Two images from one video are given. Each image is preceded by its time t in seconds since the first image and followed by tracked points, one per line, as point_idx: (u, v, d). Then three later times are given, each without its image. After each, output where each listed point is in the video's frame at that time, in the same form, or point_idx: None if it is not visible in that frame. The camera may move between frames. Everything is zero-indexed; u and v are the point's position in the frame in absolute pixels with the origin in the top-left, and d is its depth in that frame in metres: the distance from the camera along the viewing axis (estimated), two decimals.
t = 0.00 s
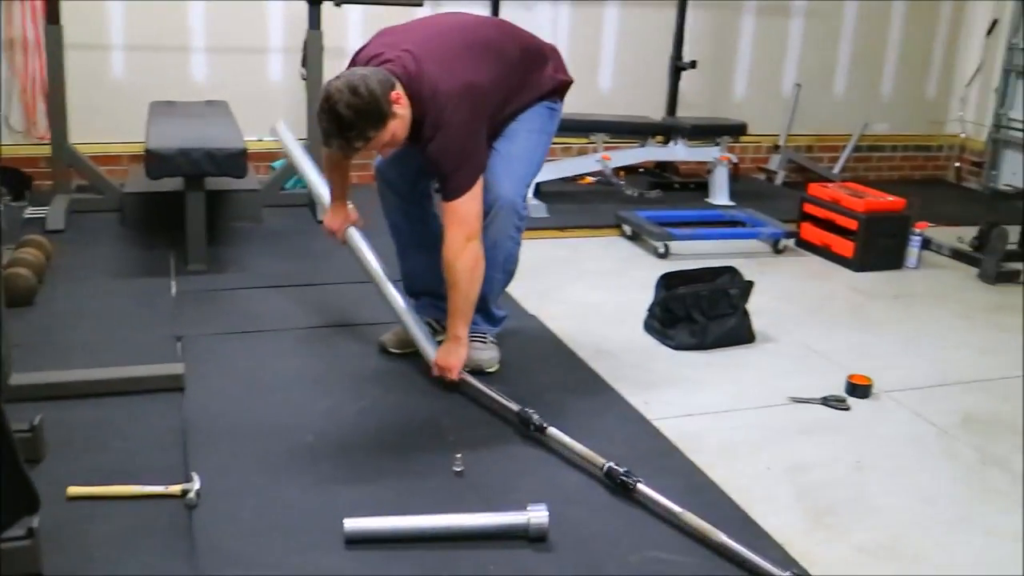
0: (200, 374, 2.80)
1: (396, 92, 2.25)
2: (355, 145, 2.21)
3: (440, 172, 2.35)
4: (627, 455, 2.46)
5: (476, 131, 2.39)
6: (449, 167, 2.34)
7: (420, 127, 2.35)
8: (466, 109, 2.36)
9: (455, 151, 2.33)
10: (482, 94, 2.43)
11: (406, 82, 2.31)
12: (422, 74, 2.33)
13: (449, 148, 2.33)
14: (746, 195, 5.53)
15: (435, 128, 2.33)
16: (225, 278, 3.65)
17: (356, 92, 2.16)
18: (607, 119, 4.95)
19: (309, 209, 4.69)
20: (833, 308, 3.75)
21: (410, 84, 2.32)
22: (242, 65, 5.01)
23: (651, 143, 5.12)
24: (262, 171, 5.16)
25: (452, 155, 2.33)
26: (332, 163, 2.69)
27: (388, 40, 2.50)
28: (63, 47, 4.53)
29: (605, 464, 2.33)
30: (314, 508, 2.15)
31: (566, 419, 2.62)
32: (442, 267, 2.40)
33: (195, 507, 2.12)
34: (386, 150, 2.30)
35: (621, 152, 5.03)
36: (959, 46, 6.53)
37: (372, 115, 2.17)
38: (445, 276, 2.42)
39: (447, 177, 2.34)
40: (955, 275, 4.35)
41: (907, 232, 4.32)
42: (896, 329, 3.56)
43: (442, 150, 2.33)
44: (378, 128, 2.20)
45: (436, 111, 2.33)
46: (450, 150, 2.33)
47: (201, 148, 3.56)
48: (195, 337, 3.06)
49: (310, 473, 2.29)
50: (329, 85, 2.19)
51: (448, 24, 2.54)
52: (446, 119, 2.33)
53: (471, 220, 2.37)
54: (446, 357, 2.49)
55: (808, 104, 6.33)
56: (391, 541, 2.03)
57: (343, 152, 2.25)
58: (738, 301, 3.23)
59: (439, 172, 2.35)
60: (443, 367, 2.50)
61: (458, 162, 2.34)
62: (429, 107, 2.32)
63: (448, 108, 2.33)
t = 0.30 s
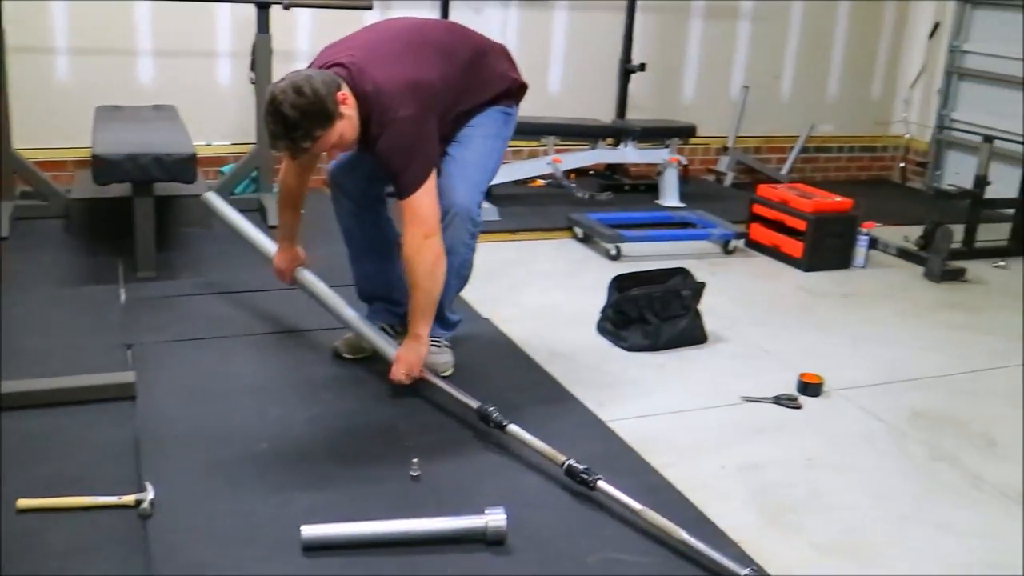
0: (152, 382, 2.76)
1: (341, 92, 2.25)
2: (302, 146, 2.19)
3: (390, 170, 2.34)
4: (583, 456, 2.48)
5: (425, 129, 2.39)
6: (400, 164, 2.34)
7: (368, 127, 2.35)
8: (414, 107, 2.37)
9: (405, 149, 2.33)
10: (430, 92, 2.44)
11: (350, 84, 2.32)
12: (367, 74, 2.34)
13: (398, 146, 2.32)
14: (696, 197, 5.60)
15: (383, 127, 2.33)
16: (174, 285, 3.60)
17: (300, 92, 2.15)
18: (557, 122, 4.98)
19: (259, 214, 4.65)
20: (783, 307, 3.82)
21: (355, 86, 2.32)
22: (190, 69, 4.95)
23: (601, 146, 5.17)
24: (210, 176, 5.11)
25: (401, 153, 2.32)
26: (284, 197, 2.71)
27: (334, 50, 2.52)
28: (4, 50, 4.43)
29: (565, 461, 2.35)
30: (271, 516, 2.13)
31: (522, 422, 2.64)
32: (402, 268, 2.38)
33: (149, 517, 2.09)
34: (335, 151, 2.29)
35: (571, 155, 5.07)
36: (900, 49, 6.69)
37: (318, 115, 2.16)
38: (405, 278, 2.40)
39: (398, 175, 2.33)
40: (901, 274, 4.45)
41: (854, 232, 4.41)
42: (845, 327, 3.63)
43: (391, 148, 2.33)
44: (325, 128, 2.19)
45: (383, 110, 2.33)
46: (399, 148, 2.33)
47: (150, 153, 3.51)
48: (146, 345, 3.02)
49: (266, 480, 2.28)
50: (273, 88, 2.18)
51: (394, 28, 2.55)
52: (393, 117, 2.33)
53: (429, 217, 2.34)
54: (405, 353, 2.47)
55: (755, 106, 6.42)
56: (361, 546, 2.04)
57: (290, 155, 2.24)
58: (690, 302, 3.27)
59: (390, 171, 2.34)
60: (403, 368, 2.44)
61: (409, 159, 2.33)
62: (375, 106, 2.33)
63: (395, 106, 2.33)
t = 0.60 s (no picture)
0: (126, 387, 2.74)
1: (314, 99, 2.24)
2: (277, 154, 2.18)
3: (363, 178, 2.34)
4: (558, 455, 2.49)
5: (396, 135, 2.39)
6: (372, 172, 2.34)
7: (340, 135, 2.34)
8: (385, 113, 2.37)
9: (377, 155, 2.33)
10: (401, 97, 2.44)
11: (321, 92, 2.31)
12: (338, 82, 2.33)
13: (371, 153, 2.32)
14: (667, 195, 5.64)
15: (355, 134, 2.33)
16: (145, 289, 3.57)
17: (273, 100, 2.14)
18: (527, 121, 4.99)
19: (230, 217, 4.62)
20: (754, 304, 3.86)
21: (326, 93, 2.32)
22: (158, 71, 4.91)
23: (572, 145, 5.19)
24: (180, 179, 5.07)
25: (374, 160, 2.32)
26: (248, 210, 2.69)
27: (302, 57, 2.50)
28: None
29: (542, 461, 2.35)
30: (247, 519, 2.12)
31: (496, 423, 2.64)
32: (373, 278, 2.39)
33: (125, 523, 2.08)
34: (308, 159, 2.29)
35: (542, 154, 5.08)
36: (867, 47, 6.77)
37: (291, 123, 2.15)
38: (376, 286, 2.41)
39: (370, 182, 2.34)
40: (870, 270, 4.51)
41: (824, 229, 4.46)
42: (815, 323, 3.68)
43: (364, 156, 2.32)
44: (299, 135, 2.18)
45: (355, 117, 2.32)
46: (372, 155, 2.33)
47: (119, 156, 3.48)
48: (118, 350, 3.00)
49: (240, 484, 2.27)
50: (245, 97, 2.16)
51: (362, 33, 2.55)
52: (365, 124, 2.33)
53: (399, 226, 2.36)
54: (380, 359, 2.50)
55: (725, 105, 6.48)
56: (331, 548, 2.03)
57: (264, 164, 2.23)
58: (663, 301, 3.29)
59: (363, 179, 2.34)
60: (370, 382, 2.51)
61: (382, 166, 2.33)
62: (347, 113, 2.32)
63: (367, 113, 2.33)
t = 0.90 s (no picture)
0: (108, 392, 2.73)
1: (303, 111, 2.24)
2: (269, 167, 2.16)
3: (352, 187, 2.33)
4: (543, 455, 2.50)
5: (385, 141, 2.39)
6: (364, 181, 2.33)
7: (330, 144, 2.34)
8: (373, 119, 2.37)
9: (368, 163, 2.33)
10: (387, 103, 2.44)
11: (309, 102, 2.30)
12: (324, 91, 2.33)
13: (362, 162, 2.32)
14: (649, 195, 5.66)
15: (345, 143, 2.32)
16: (126, 294, 3.56)
17: (262, 114, 2.13)
18: (509, 122, 5.00)
19: (211, 220, 4.61)
20: (736, 302, 3.89)
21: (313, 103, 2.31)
22: (138, 74, 4.89)
23: (553, 145, 5.20)
24: (161, 183, 5.05)
25: (365, 168, 2.32)
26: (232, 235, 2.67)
27: (284, 69, 2.49)
28: None
29: (529, 467, 2.35)
30: (234, 523, 2.12)
31: (482, 424, 2.65)
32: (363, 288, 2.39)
33: (109, 528, 2.06)
34: (299, 172, 2.27)
35: (523, 155, 5.09)
36: (846, 45, 6.81)
37: (283, 135, 2.14)
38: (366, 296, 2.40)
39: (362, 191, 2.33)
40: (851, 267, 4.54)
41: (805, 227, 4.49)
42: (796, 321, 3.70)
43: (354, 164, 2.32)
44: (290, 147, 2.17)
45: (343, 125, 2.32)
46: (363, 163, 2.32)
47: (99, 160, 3.46)
48: (100, 354, 2.98)
49: (226, 488, 2.26)
50: (234, 112, 2.15)
51: (342, 40, 2.55)
52: (354, 132, 2.33)
53: (387, 233, 2.34)
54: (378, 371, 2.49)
55: (705, 104, 6.51)
56: (320, 549, 2.03)
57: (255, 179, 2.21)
58: (645, 300, 3.31)
59: (353, 188, 2.34)
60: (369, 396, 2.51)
61: (372, 173, 2.33)
62: (335, 122, 2.32)
63: (355, 121, 2.33)
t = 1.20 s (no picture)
0: (94, 392, 2.72)
1: (304, 114, 2.23)
2: (274, 168, 2.14)
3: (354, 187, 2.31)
4: (531, 453, 2.51)
5: (384, 140, 2.38)
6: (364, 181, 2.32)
7: (328, 145, 2.32)
8: (370, 119, 2.36)
9: (368, 163, 2.31)
10: (383, 103, 2.44)
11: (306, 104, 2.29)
12: (321, 93, 2.32)
13: (363, 161, 2.30)
14: (634, 192, 5.67)
15: (344, 143, 2.31)
16: (113, 293, 3.54)
17: (268, 115, 2.12)
18: (494, 120, 5.00)
19: (196, 219, 4.60)
20: (721, 299, 3.91)
21: (310, 104, 2.30)
22: (120, 73, 4.86)
23: (538, 143, 5.20)
24: (144, 182, 5.03)
25: (367, 168, 2.30)
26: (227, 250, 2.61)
27: (275, 74, 2.48)
28: None
29: (511, 471, 2.35)
30: (221, 521, 2.13)
31: (470, 422, 2.65)
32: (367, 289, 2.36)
33: (95, 527, 2.06)
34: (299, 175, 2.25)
35: (509, 153, 5.09)
36: (830, 42, 6.84)
37: (288, 135, 2.13)
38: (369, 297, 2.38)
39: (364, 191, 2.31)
40: (836, 263, 4.57)
41: (790, 223, 4.52)
42: (781, 317, 3.73)
43: (355, 164, 2.30)
44: (296, 148, 2.15)
45: (342, 126, 2.31)
46: (364, 163, 2.31)
47: (83, 160, 3.44)
48: (85, 354, 2.97)
49: (213, 487, 2.26)
50: (237, 114, 2.13)
51: (329, 42, 2.54)
52: (353, 132, 2.32)
53: (390, 231, 2.32)
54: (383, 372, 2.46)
55: (689, 101, 6.52)
56: (303, 551, 2.03)
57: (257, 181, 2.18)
58: (631, 297, 3.32)
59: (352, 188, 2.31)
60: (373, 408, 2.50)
61: (373, 172, 2.31)
62: (332, 123, 2.31)
63: (353, 121, 2.32)
